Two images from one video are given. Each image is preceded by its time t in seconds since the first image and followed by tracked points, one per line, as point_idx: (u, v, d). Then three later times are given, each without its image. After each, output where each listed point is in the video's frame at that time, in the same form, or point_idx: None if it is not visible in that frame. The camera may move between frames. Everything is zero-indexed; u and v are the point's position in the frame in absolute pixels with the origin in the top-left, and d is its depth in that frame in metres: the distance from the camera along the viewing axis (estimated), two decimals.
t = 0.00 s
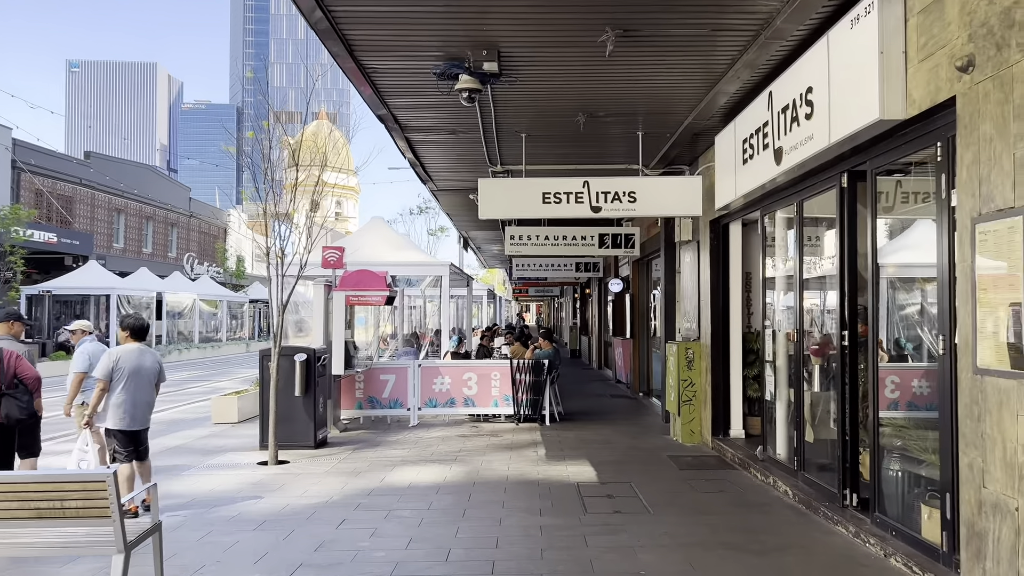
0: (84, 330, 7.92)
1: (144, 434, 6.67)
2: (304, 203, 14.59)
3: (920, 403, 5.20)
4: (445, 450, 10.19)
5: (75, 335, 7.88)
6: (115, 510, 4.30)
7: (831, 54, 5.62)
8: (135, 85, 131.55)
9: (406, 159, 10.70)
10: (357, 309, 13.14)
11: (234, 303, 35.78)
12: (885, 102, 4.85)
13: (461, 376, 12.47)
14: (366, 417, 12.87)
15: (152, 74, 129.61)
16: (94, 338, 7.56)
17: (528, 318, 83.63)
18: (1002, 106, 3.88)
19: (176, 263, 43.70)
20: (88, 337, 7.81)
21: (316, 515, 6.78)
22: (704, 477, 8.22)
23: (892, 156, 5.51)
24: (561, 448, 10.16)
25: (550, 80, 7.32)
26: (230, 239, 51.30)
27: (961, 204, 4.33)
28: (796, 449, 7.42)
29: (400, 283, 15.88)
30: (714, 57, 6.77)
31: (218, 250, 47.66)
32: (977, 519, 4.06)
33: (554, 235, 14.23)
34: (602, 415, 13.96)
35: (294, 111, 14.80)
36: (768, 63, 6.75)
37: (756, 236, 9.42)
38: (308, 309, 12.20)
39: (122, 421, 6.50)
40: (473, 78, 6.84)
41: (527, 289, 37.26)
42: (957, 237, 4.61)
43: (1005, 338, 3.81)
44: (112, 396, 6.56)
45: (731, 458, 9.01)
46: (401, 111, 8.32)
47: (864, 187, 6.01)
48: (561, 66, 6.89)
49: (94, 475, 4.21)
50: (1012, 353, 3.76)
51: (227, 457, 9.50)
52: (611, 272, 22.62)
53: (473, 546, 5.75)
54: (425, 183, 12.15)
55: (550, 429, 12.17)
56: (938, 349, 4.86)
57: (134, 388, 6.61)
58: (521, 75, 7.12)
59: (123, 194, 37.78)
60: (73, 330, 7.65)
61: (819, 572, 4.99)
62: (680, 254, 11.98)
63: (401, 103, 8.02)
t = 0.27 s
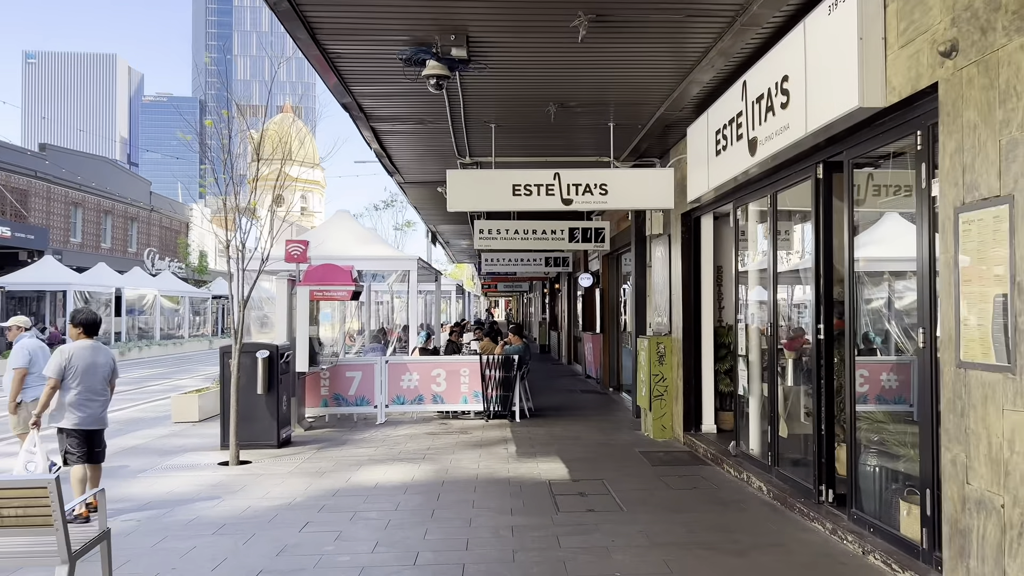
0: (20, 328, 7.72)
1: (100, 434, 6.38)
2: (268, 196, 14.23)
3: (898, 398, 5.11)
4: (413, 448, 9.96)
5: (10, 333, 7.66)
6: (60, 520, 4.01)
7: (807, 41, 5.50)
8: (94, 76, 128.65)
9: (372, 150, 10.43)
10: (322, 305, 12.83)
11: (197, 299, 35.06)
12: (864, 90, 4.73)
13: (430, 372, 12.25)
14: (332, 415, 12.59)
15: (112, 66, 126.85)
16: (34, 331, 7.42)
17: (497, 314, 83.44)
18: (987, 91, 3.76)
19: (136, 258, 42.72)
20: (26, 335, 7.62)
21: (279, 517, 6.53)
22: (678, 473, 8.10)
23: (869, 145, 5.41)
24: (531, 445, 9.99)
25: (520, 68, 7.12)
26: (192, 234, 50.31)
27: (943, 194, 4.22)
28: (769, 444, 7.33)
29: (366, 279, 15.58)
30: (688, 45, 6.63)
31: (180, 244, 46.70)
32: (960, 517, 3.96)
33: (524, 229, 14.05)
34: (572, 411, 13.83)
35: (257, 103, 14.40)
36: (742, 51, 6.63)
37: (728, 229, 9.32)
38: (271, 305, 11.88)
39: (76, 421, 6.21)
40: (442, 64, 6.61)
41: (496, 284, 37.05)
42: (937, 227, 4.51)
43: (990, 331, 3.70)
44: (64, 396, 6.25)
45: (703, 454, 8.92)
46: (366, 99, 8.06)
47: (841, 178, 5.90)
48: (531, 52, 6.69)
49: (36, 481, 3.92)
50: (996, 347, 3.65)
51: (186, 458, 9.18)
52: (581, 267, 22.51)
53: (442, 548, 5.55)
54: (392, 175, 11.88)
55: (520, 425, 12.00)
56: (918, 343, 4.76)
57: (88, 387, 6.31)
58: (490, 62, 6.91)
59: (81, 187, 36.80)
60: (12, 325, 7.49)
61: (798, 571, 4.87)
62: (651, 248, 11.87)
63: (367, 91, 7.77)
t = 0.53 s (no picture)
0: None
1: (64, 435, 6.10)
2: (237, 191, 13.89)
3: (888, 393, 4.98)
4: (387, 447, 9.73)
5: None
6: (11, 531, 3.75)
7: (794, 28, 5.35)
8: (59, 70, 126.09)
9: (344, 142, 10.16)
10: (294, 301, 12.53)
11: (165, 296, 34.41)
12: (855, 77, 4.58)
13: (405, 369, 12.01)
14: (304, 414, 12.29)
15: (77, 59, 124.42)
16: None
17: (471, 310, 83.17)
18: (986, 76, 3.62)
19: (103, 255, 41.84)
20: None
21: (248, 522, 6.27)
22: (659, 471, 7.95)
23: (857, 135, 5.27)
24: (510, 443, 9.79)
25: (498, 56, 6.91)
26: (161, 230, 49.42)
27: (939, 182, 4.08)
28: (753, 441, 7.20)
29: (339, 275, 15.28)
30: (670, 33, 6.46)
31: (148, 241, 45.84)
32: (958, 517, 3.84)
33: (500, 224, 13.84)
34: (549, 408, 13.66)
35: (225, 96, 14.02)
36: (726, 39, 6.48)
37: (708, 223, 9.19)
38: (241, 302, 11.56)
39: (40, 422, 5.92)
40: (416, 51, 6.38)
41: (470, 280, 36.82)
42: (930, 218, 4.38)
43: (991, 325, 3.57)
44: (28, 396, 5.94)
45: (684, 451, 8.78)
46: (338, 88, 7.80)
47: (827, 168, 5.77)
48: (509, 38, 6.48)
49: None
50: (998, 342, 3.52)
51: (152, 460, 8.87)
52: (557, 262, 22.38)
53: (420, 553, 5.34)
54: (365, 169, 11.61)
55: (497, 422, 11.80)
56: (909, 337, 4.64)
57: (53, 386, 6.01)
58: (467, 49, 6.69)
59: (45, 183, 35.94)
60: None
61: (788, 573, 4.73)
62: (629, 242, 11.73)
63: (339, 79, 7.51)
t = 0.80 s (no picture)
0: None
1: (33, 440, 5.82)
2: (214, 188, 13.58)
3: (874, 389, 4.96)
4: (368, 449, 9.49)
5: None
6: None
7: (788, 14, 5.18)
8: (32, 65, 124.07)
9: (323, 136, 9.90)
10: (272, 299, 12.24)
11: (141, 295, 33.84)
12: (853, 65, 4.42)
13: (386, 368, 11.76)
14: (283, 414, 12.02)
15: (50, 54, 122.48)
16: None
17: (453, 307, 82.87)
18: (995, 60, 3.47)
19: (77, 253, 41.12)
20: None
21: (224, 529, 6.03)
22: (647, 471, 7.78)
23: (852, 126, 5.12)
24: (494, 443, 9.59)
25: (481, 45, 6.69)
26: (137, 228, 48.70)
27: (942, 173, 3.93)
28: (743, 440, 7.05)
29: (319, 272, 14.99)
30: (658, 22, 6.29)
31: (123, 239, 45.13)
32: (965, 520, 3.69)
33: (482, 220, 13.62)
34: (533, 406, 13.48)
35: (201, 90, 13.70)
36: (716, 28, 6.31)
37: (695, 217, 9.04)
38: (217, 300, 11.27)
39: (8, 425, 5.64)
40: (397, 39, 6.14)
41: (452, 277, 36.56)
42: (931, 211, 4.23)
43: (1002, 321, 3.42)
44: None
45: (672, 450, 8.62)
46: (316, 79, 7.55)
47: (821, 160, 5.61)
48: (492, 26, 6.27)
49: None
50: (1009, 339, 3.37)
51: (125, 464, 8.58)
52: (539, 258, 22.20)
53: (403, 561, 5.13)
54: (345, 163, 11.35)
55: (480, 422, 11.60)
56: (909, 333, 4.49)
57: (22, 388, 5.73)
58: (449, 37, 6.47)
59: (16, 179, 35.24)
60: None
61: None
62: (614, 238, 11.56)
63: (317, 70, 7.27)
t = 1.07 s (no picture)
0: None
1: None
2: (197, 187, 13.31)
3: (865, 384, 4.90)
4: (351, 448, 9.25)
5: None
6: None
7: None
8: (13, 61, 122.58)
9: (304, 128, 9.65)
10: (254, 296, 11.97)
11: (123, 293, 33.38)
12: (854, 46, 4.23)
13: (371, 366, 11.52)
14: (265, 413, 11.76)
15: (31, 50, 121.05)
16: None
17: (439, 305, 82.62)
18: (1007, 37, 3.29)
19: (57, 251, 40.55)
20: None
21: (198, 533, 5.78)
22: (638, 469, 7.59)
23: (850, 112, 4.94)
24: (480, 442, 9.37)
25: (466, 31, 6.47)
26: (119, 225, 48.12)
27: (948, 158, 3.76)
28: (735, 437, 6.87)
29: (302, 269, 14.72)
30: (647, 7, 6.09)
31: (105, 236, 44.56)
32: (974, 522, 3.51)
33: (468, 214, 13.39)
34: (520, 404, 13.26)
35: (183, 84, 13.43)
36: (708, 13, 6.11)
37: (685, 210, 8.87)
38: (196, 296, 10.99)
39: None
40: (378, 23, 5.91)
41: (439, 274, 36.32)
42: (936, 198, 4.06)
43: (1015, 312, 3.24)
44: None
45: (663, 448, 8.44)
46: (295, 67, 7.30)
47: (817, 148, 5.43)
48: (477, 10, 6.05)
49: None
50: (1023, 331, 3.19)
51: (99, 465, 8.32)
52: (526, 254, 21.98)
53: (384, 566, 4.91)
54: (327, 156, 11.09)
55: (467, 420, 11.38)
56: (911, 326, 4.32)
57: None
58: (432, 22, 6.24)
59: None
60: None
61: None
62: (602, 232, 11.37)
63: (295, 57, 7.03)
